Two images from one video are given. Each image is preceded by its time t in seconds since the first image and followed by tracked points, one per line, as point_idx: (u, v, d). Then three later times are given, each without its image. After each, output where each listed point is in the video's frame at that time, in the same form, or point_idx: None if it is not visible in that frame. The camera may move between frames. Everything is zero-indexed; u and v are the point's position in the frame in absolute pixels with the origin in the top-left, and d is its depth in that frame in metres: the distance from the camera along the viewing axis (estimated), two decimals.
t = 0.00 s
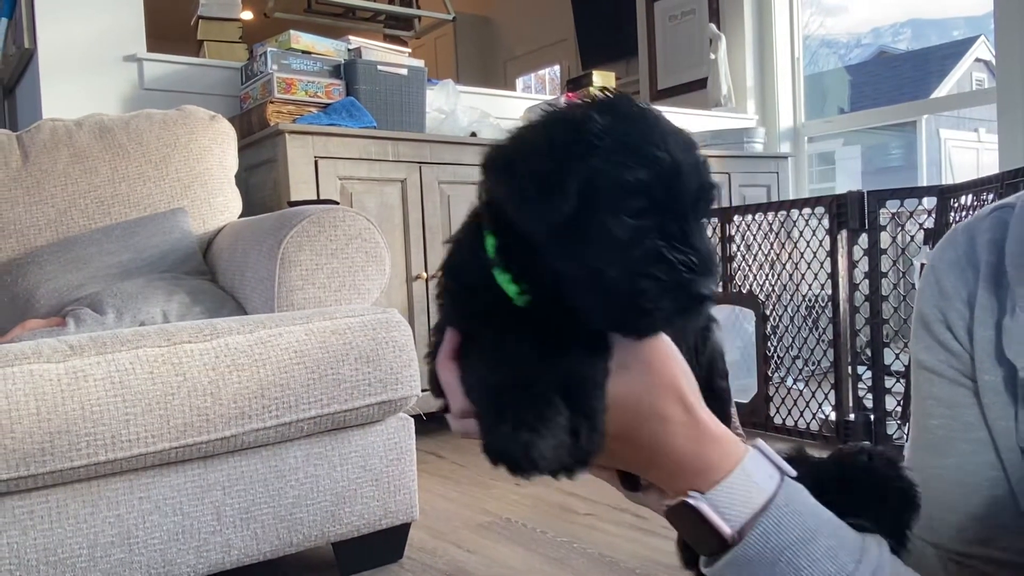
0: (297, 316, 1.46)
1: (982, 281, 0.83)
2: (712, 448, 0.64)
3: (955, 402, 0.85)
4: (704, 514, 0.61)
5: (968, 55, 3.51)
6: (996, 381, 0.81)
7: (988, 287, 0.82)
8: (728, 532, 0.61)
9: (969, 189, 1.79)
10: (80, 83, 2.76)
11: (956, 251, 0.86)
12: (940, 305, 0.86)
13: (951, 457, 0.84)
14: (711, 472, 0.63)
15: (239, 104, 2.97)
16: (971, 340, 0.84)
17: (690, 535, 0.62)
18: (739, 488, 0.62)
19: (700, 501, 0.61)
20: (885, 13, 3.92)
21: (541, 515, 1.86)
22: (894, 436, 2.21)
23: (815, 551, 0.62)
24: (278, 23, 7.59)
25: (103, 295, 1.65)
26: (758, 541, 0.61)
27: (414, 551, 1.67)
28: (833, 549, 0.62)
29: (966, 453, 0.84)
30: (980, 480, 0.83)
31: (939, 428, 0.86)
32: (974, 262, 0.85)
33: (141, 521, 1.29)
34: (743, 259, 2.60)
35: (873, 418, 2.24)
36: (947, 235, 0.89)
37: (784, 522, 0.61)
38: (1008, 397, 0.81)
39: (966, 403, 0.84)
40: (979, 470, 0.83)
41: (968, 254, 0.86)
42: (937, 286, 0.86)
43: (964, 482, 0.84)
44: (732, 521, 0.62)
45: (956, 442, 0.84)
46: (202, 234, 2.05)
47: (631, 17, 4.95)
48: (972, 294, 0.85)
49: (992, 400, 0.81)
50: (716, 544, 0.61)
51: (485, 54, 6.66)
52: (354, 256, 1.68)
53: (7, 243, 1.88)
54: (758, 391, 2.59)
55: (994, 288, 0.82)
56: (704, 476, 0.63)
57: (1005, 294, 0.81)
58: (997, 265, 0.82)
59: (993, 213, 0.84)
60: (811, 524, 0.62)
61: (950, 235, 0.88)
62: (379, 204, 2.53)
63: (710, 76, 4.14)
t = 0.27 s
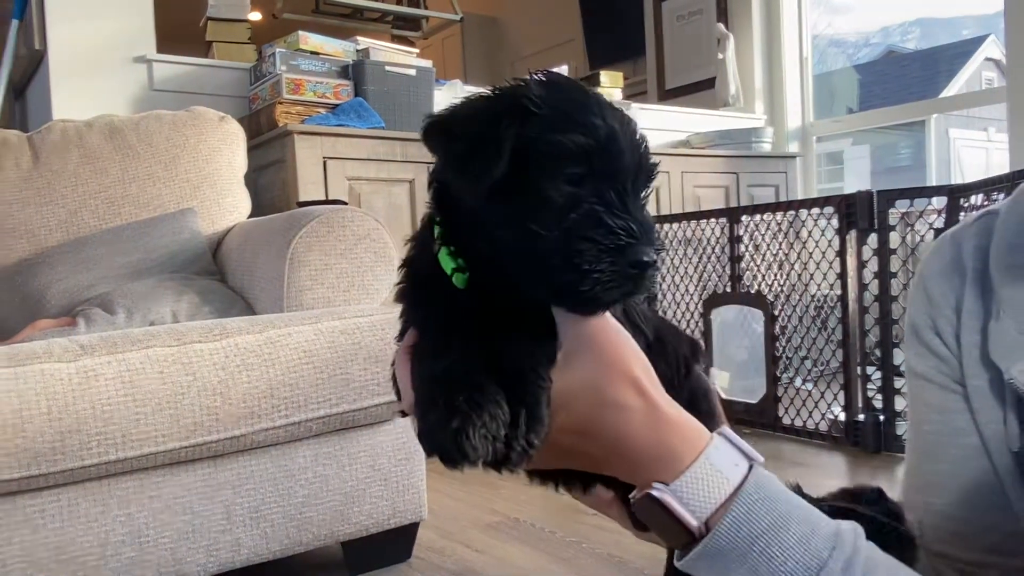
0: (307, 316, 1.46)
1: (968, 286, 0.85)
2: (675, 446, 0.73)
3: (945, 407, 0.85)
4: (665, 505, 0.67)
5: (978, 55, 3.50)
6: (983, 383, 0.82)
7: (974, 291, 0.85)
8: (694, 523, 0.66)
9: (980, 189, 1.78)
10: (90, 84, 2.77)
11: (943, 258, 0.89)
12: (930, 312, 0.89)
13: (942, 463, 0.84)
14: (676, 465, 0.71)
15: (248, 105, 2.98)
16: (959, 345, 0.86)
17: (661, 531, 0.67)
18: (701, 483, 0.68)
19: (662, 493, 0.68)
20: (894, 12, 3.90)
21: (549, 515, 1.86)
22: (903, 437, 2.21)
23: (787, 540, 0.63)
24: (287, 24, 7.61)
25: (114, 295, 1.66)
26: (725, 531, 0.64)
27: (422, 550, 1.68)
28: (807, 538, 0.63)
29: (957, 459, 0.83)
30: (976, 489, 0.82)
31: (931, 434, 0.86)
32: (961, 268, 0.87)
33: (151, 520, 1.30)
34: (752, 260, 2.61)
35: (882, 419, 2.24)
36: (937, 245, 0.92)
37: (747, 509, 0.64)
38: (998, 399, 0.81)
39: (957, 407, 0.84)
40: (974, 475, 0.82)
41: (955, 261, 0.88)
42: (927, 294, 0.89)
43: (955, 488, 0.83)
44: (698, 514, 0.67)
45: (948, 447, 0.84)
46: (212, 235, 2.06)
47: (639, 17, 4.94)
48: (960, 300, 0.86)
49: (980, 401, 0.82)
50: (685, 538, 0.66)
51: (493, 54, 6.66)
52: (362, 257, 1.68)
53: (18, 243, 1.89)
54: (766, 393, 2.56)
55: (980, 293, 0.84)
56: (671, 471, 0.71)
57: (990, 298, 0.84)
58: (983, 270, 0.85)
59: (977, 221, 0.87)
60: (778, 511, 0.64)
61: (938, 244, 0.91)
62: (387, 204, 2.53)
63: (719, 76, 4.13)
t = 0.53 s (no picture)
0: (327, 315, 1.47)
1: (986, 297, 0.79)
2: (676, 475, 0.70)
3: (970, 418, 0.84)
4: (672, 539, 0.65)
5: (996, 51, 3.51)
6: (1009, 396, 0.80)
7: (994, 303, 0.79)
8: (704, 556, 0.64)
9: (1000, 187, 1.77)
10: (110, 86, 2.80)
11: (959, 266, 0.82)
12: (948, 323, 0.83)
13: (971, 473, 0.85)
14: (673, 500, 0.69)
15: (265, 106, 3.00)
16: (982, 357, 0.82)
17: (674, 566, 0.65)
18: (708, 514, 0.66)
19: (671, 526, 0.66)
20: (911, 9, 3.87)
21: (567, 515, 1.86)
22: (923, 436, 2.20)
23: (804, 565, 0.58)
24: (302, 25, 7.66)
25: (136, 295, 1.68)
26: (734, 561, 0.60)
27: (441, 549, 1.68)
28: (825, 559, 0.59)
29: (985, 468, 0.84)
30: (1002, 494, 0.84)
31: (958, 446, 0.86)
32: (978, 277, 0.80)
33: (175, 516, 1.32)
34: (768, 260, 2.61)
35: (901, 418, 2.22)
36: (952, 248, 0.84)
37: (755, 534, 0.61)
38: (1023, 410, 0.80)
39: (981, 417, 0.84)
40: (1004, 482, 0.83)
41: (972, 269, 0.81)
42: (944, 305, 0.83)
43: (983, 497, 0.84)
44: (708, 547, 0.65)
45: (975, 457, 0.84)
46: (231, 235, 2.07)
47: (654, 15, 4.93)
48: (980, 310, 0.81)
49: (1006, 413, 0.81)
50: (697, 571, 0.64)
51: (507, 53, 6.67)
52: (381, 256, 1.69)
53: (41, 244, 1.92)
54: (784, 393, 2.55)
55: (1001, 304, 0.78)
56: (669, 503, 0.69)
57: (1011, 309, 0.78)
58: (1001, 280, 0.78)
59: (992, 228, 0.80)
60: (790, 535, 0.60)
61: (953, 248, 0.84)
62: (403, 205, 2.54)
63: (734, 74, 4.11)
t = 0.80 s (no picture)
0: (328, 322, 1.47)
1: (977, 307, 0.81)
2: (647, 496, 0.65)
3: (968, 430, 0.84)
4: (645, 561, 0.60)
5: (999, 56, 3.48)
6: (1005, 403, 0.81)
7: (986, 313, 0.81)
8: None
9: (1003, 192, 1.77)
10: (113, 93, 2.81)
11: (949, 281, 0.84)
12: (942, 336, 0.85)
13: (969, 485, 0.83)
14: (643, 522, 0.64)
15: (268, 112, 3.01)
16: (975, 368, 0.83)
17: None
18: (680, 531, 0.60)
19: (644, 544, 0.61)
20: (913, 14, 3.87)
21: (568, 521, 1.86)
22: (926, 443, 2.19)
23: None
24: (304, 31, 7.68)
25: (138, 302, 1.69)
26: None
27: (443, 556, 1.68)
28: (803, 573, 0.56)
29: (983, 481, 0.83)
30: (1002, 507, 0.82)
31: (955, 459, 0.85)
32: (968, 290, 0.83)
33: (176, 524, 1.32)
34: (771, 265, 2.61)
35: (904, 425, 2.21)
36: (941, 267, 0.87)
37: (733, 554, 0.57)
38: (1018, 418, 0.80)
39: (978, 429, 0.83)
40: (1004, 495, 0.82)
41: (963, 282, 0.83)
42: (937, 318, 0.85)
43: (983, 511, 0.82)
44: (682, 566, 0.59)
45: (973, 471, 0.83)
46: (233, 241, 2.07)
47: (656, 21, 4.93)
48: (972, 322, 0.83)
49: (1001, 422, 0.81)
50: None
51: (509, 59, 6.68)
52: (382, 263, 1.69)
53: (44, 251, 1.92)
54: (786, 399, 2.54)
55: (992, 314, 0.81)
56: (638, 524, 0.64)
57: (1002, 319, 0.80)
58: (993, 291, 0.81)
59: (980, 243, 0.83)
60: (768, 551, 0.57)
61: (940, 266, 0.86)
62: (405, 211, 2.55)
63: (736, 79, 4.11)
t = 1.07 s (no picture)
0: (336, 323, 1.48)
1: (971, 318, 0.75)
2: (628, 495, 0.72)
3: (970, 447, 0.79)
4: (632, 563, 0.63)
5: (1008, 55, 3.49)
6: (1002, 420, 0.74)
7: (979, 324, 0.74)
8: None
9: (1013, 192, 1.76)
10: (122, 95, 2.83)
11: (942, 289, 0.78)
12: (937, 350, 0.79)
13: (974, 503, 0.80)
14: (627, 521, 0.71)
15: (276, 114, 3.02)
16: (973, 381, 0.77)
17: None
18: (665, 533, 0.64)
19: (630, 549, 0.64)
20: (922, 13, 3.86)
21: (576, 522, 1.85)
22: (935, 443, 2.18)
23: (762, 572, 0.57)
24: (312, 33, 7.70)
25: (147, 303, 1.69)
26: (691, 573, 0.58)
27: (450, 556, 1.68)
28: (784, 564, 0.57)
29: (991, 496, 0.79)
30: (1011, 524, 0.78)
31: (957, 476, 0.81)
32: (963, 299, 0.76)
33: (185, 524, 1.32)
34: (779, 266, 2.61)
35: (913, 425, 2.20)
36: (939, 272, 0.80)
37: (713, 548, 0.60)
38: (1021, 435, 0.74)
39: (981, 443, 0.78)
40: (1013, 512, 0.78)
41: (955, 290, 0.77)
42: (931, 330, 0.79)
43: (992, 528, 0.79)
44: (668, 565, 0.63)
45: (979, 487, 0.79)
46: (241, 242, 2.08)
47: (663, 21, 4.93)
48: (967, 333, 0.76)
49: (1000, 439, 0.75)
50: None
51: (516, 60, 6.69)
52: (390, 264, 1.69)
53: (53, 253, 1.93)
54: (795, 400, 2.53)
55: (986, 324, 0.74)
56: (623, 523, 0.72)
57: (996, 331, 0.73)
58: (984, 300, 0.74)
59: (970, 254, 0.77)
60: (747, 545, 0.59)
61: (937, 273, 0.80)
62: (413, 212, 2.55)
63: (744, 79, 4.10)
